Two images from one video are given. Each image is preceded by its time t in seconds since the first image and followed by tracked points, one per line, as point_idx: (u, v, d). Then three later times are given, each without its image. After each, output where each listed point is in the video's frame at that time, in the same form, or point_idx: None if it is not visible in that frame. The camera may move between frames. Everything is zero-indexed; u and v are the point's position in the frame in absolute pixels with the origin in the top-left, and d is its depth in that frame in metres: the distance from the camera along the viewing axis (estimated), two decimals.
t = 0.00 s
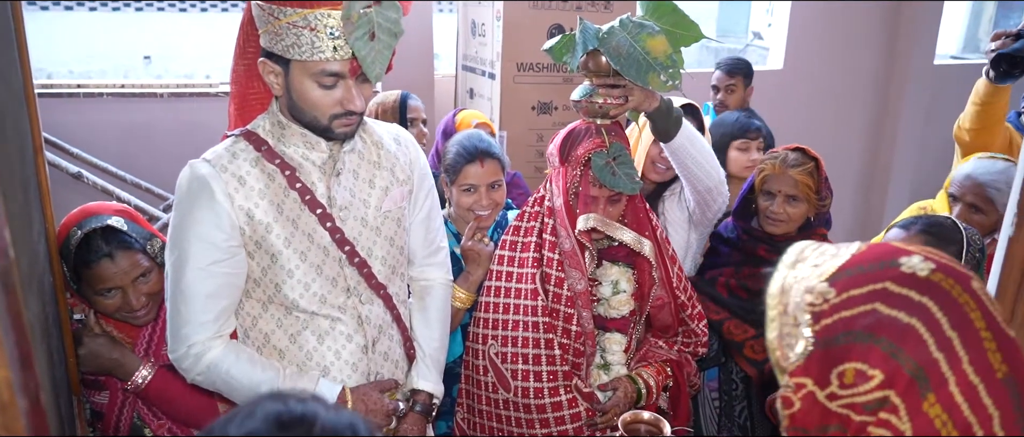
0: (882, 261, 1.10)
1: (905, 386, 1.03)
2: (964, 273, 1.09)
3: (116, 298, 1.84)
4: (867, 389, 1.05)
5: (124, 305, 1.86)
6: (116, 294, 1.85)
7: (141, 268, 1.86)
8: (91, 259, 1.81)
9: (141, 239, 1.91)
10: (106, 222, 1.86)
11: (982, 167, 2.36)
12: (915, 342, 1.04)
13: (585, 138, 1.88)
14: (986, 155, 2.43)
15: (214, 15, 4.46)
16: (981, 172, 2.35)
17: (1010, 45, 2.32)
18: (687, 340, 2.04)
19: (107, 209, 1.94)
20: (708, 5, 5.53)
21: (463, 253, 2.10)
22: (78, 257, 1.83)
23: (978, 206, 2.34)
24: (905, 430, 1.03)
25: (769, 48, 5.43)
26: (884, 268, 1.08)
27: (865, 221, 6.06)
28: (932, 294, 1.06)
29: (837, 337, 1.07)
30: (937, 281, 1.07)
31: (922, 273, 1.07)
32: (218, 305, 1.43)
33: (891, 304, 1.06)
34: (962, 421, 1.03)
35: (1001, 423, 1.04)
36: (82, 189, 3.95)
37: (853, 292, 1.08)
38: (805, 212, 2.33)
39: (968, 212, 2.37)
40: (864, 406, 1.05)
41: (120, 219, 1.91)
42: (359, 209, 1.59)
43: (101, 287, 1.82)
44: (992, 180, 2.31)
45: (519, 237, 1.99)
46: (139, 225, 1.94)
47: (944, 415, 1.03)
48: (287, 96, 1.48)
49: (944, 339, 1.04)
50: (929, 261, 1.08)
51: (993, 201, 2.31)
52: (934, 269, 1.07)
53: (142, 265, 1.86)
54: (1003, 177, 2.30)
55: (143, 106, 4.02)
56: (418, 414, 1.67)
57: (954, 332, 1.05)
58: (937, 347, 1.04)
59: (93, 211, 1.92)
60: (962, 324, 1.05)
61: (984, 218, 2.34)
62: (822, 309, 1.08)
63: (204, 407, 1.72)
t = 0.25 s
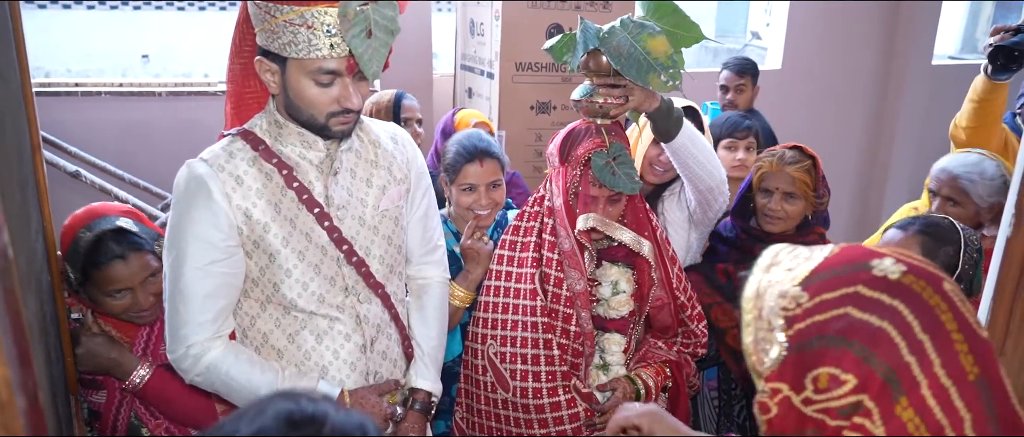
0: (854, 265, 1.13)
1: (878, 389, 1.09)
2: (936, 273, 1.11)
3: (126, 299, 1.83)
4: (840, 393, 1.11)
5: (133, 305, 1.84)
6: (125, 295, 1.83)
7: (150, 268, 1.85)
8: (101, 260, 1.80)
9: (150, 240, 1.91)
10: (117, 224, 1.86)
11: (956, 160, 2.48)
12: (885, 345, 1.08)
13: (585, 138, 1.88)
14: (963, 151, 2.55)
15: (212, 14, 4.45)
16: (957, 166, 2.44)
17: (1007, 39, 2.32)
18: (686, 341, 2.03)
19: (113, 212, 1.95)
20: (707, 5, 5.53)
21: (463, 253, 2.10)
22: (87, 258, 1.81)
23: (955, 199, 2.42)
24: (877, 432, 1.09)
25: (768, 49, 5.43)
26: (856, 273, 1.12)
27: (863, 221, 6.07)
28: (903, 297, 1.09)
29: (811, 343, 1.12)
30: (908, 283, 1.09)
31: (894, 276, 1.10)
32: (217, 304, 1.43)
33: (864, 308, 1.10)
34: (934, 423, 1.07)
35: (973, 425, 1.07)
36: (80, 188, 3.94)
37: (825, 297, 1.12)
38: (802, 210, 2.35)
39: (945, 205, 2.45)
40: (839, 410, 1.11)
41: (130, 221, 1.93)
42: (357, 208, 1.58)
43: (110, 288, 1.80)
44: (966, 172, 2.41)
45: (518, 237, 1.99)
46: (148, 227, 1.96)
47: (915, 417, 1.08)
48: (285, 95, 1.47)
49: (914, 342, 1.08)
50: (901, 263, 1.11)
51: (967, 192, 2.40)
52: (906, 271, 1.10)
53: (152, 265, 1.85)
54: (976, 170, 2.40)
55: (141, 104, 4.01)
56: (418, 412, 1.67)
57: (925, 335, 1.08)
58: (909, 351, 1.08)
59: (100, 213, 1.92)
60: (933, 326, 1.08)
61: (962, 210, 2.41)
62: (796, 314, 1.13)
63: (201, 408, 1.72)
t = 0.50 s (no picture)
0: (826, 263, 1.05)
1: (849, 391, 0.99)
2: (907, 272, 1.04)
3: (149, 305, 1.83)
4: (811, 393, 1.01)
5: (155, 311, 1.84)
6: (150, 301, 1.84)
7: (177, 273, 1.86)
8: (131, 267, 1.78)
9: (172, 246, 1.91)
10: (143, 231, 1.84)
11: (937, 153, 2.51)
12: (857, 345, 0.99)
13: (586, 136, 1.87)
14: (944, 142, 2.58)
15: (210, 13, 4.44)
16: (939, 159, 2.47)
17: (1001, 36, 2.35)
18: (687, 339, 2.04)
19: (135, 216, 1.91)
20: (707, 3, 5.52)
21: (463, 251, 2.10)
22: (116, 266, 1.78)
23: (937, 191, 2.45)
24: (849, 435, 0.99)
25: (767, 46, 5.43)
26: (827, 270, 1.04)
27: (863, 219, 6.07)
28: (874, 296, 1.01)
29: (782, 342, 1.02)
30: (879, 282, 1.02)
31: (864, 275, 1.02)
32: (218, 303, 1.42)
33: (836, 307, 1.01)
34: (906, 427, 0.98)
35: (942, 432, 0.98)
36: (80, 187, 3.93)
37: (797, 295, 1.03)
38: (802, 205, 2.35)
39: (927, 197, 2.48)
40: (811, 410, 1.01)
41: (152, 227, 1.90)
42: (357, 207, 1.58)
43: (136, 294, 1.80)
44: (947, 163, 2.45)
45: (519, 234, 1.99)
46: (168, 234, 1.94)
47: (886, 418, 0.98)
48: (285, 93, 1.47)
49: (886, 341, 0.99)
50: (873, 262, 1.04)
51: (950, 184, 2.43)
52: (877, 270, 1.03)
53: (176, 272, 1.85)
54: (956, 161, 2.44)
55: (140, 104, 4.01)
56: (426, 405, 1.67)
57: (895, 334, 1.00)
58: (880, 351, 0.99)
59: (122, 219, 1.87)
60: (905, 325, 1.00)
61: (944, 201, 2.44)
62: (769, 312, 1.03)
63: (205, 410, 1.76)
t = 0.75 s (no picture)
0: (805, 262, 1.09)
1: (823, 389, 1.05)
2: (886, 272, 1.08)
3: (138, 306, 1.83)
4: (786, 391, 1.07)
5: (145, 312, 1.85)
6: (137, 303, 1.84)
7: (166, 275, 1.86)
8: (116, 268, 1.79)
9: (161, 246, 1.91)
10: (129, 232, 1.84)
11: (921, 148, 2.53)
12: (831, 346, 1.04)
13: (584, 133, 1.88)
14: (927, 137, 2.60)
15: (209, 9, 4.43)
16: (924, 153, 2.49)
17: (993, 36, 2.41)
18: (685, 336, 2.04)
19: (124, 218, 1.92)
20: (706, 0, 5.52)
21: (460, 249, 2.10)
22: (100, 267, 1.79)
23: (924, 185, 2.45)
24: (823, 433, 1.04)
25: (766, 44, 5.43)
26: (805, 270, 1.08)
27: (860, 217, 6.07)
28: (851, 296, 1.05)
29: (758, 341, 1.09)
30: (856, 282, 1.06)
31: (842, 275, 1.06)
32: (217, 299, 1.42)
33: (812, 307, 1.06)
34: (879, 426, 1.02)
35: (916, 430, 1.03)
36: (79, 185, 3.93)
37: (774, 295, 1.09)
38: (802, 203, 2.35)
39: (914, 192, 2.48)
40: (785, 409, 1.07)
41: (140, 228, 1.90)
42: (356, 203, 1.58)
43: (123, 296, 1.80)
44: (931, 158, 2.46)
45: (517, 232, 1.98)
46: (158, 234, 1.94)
47: (860, 417, 1.03)
48: (286, 89, 1.47)
49: (859, 341, 1.04)
50: (851, 261, 1.08)
51: (936, 178, 2.44)
52: (855, 270, 1.07)
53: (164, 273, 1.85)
54: (941, 155, 2.45)
55: (138, 101, 4.00)
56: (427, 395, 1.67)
57: (872, 335, 1.04)
58: (854, 351, 1.03)
59: (110, 219, 1.88)
60: (880, 325, 1.04)
61: (931, 195, 2.44)
62: (747, 310, 1.10)
63: (204, 407, 1.79)
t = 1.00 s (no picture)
0: (809, 263, 1.10)
1: (808, 392, 1.06)
2: (891, 282, 1.08)
3: (142, 306, 1.84)
4: (772, 389, 1.08)
5: (149, 311, 1.85)
6: (142, 302, 1.84)
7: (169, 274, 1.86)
8: (121, 267, 1.79)
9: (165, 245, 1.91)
10: (133, 232, 1.84)
11: (916, 148, 2.53)
12: (822, 352, 1.05)
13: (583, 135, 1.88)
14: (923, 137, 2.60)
15: (209, 10, 4.44)
16: (919, 153, 2.49)
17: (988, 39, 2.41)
18: (685, 337, 2.04)
19: (126, 217, 1.91)
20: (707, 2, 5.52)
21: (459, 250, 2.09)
22: (104, 266, 1.80)
23: (920, 185, 2.45)
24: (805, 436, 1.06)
25: (766, 45, 5.44)
26: (809, 271, 1.09)
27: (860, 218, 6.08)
28: (847, 302, 1.06)
29: (752, 334, 1.10)
30: (857, 290, 1.06)
31: (846, 281, 1.06)
32: (218, 299, 1.42)
33: (808, 309, 1.07)
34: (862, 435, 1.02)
35: None
36: (79, 186, 3.94)
37: (774, 291, 1.09)
38: (804, 205, 2.35)
39: (910, 192, 2.48)
40: (769, 405, 1.09)
41: (144, 227, 1.90)
42: (356, 203, 1.58)
43: (127, 295, 1.81)
44: (927, 157, 2.46)
45: (516, 233, 1.98)
46: (161, 233, 1.94)
47: (843, 426, 1.03)
48: (286, 89, 1.47)
49: (851, 350, 1.04)
50: (855, 268, 1.08)
51: (932, 178, 2.44)
52: (857, 276, 1.07)
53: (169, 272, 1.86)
54: (936, 155, 2.46)
55: (138, 101, 4.01)
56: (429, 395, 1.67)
57: (864, 344, 1.04)
58: (845, 359, 1.04)
59: (113, 219, 1.88)
60: (875, 336, 1.04)
61: (927, 195, 2.45)
62: (745, 303, 1.11)
63: (202, 406, 1.79)
